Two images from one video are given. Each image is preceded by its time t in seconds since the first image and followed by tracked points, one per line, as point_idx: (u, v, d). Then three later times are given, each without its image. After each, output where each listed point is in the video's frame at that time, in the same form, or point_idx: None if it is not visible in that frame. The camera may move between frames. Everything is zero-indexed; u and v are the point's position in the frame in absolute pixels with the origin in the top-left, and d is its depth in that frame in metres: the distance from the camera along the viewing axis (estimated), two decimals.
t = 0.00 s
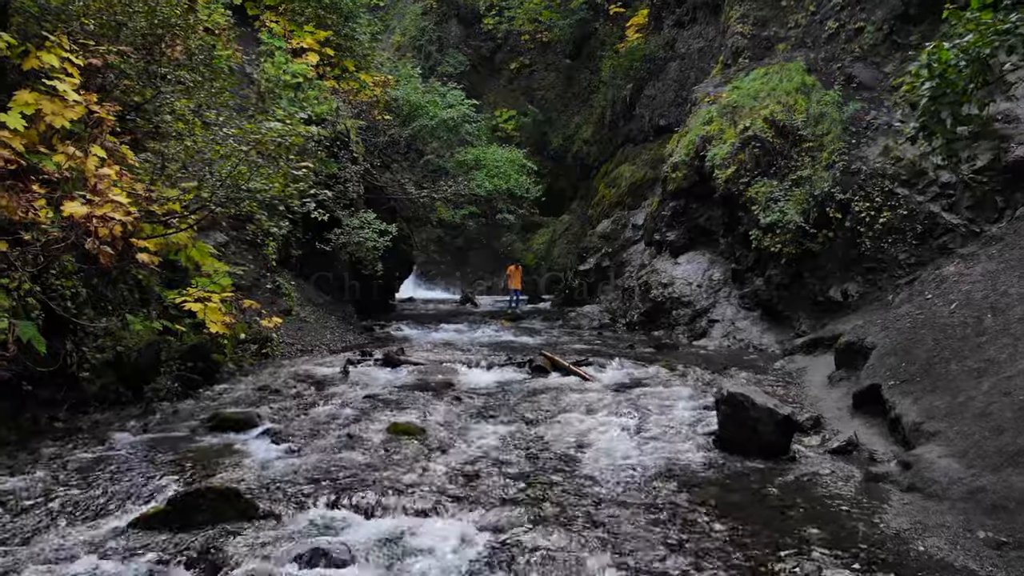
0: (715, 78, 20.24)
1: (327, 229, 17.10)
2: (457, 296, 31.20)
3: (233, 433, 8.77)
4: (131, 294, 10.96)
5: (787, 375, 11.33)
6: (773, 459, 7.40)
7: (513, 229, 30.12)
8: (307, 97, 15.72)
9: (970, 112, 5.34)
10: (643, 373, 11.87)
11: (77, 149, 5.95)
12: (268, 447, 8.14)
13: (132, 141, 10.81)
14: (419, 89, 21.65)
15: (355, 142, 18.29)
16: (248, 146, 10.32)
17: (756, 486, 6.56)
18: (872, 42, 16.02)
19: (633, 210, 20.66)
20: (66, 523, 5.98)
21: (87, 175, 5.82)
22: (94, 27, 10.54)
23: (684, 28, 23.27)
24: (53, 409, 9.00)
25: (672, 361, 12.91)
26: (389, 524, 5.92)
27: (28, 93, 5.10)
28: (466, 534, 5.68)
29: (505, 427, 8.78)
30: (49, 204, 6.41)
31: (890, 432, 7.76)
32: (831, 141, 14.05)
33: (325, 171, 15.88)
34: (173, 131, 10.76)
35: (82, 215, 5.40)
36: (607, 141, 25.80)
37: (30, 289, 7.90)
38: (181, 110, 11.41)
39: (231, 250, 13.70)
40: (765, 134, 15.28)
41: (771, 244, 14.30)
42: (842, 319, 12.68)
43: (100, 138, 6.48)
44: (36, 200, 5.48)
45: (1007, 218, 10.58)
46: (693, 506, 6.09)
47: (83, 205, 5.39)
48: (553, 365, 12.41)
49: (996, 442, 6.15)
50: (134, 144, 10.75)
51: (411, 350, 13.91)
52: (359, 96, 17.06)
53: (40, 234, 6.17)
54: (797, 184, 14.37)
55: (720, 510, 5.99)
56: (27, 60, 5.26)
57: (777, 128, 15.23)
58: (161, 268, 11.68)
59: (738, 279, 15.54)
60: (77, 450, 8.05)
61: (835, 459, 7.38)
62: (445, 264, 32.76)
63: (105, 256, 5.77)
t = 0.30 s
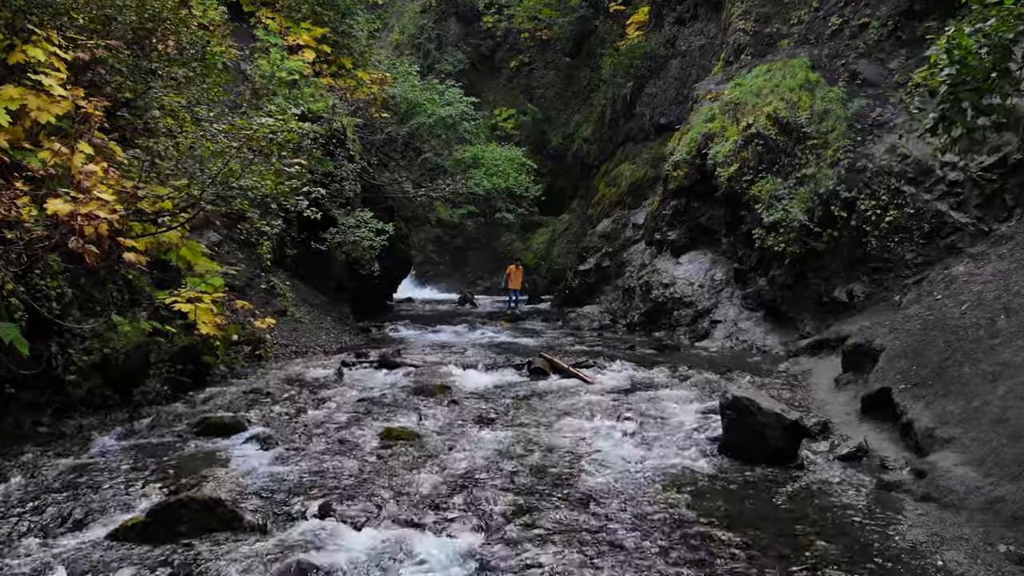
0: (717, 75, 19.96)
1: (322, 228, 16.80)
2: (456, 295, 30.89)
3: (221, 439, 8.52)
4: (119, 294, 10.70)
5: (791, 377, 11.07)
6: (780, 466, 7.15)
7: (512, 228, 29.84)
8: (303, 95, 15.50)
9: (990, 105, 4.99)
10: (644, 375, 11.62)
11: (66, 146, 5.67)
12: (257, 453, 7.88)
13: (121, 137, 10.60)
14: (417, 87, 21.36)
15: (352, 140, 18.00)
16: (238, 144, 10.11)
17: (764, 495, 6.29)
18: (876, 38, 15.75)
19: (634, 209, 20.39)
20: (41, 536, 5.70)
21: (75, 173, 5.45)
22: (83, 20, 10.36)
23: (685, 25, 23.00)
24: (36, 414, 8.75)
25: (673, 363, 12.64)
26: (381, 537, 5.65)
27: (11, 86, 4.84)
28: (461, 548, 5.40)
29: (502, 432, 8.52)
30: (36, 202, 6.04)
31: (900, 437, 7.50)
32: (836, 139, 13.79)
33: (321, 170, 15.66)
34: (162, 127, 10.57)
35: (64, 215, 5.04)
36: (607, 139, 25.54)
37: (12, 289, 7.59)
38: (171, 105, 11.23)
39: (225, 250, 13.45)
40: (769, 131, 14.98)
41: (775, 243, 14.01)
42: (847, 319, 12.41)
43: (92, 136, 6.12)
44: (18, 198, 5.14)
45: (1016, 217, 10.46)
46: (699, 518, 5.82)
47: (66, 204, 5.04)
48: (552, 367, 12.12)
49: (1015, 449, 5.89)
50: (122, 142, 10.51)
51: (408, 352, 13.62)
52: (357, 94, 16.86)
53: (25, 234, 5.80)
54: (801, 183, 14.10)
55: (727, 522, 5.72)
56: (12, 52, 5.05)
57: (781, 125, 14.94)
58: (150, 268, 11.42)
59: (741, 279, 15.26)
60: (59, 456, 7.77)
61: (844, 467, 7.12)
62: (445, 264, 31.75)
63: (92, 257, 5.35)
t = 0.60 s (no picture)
0: (719, 73, 19.66)
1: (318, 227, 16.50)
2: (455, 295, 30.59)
3: (210, 444, 8.25)
4: (109, 294, 10.41)
5: (797, 380, 10.79)
6: (790, 473, 6.88)
7: (512, 228, 29.55)
8: (300, 93, 15.21)
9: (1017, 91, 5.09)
10: (647, 378, 11.34)
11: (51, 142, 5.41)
12: (245, 459, 7.61)
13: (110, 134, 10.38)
14: (415, 85, 21.05)
15: (348, 138, 17.72)
16: (229, 141, 9.87)
17: (773, 505, 6.02)
18: (881, 34, 15.47)
19: (635, 208, 20.10)
20: (16, 549, 5.40)
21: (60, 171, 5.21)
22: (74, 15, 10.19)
23: (686, 22, 22.70)
24: (21, 417, 8.46)
25: (676, 364, 12.34)
26: (373, 550, 5.38)
27: None
28: (456, 562, 5.14)
29: (500, 438, 8.25)
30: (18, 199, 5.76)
31: (912, 443, 7.24)
32: (841, 136, 13.55)
33: (316, 168, 15.38)
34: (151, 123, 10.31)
35: (49, 214, 4.81)
36: (607, 138, 25.26)
37: None
38: (162, 101, 11.03)
39: (218, 249, 13.17)
40: (772, 129, 14.67)
41: (778, 243, 13.70)
42: (853, 320, 12.13)
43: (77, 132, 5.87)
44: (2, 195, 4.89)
45: None
46: (705, 530, 5.54)
47: (51, 202, 4.81)
48: (552, 369, 11.84)
49: None
50: (111, 138, 10.23)
51: (404, 354, 13.33)
52: (355, 92, 16.60)
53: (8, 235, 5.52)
54: (805, 180, 13.75)
55: (736, 534, 5.45)
56: None
57: (785, 122, 14.64)
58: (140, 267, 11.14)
59: (744, 279, 14.97)
60: (41, 463, 7.50)
61: (855, 474, 6.84)
62: (444, 264, 31.39)
63: (77, 255, 5.12)
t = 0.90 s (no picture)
0: (721, 69, 19.35)
1: (314, 226, 16.23)
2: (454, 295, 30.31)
3: (198, 448, 8.02)
4: (98, 294, 10.09)
5: (803, 381, 10.53)
6: (800, 479, 6.65)
7: (511, 227, 29.27)
8: (296, 90, 14.96)
9: None
10: (648, 379, 11.08)
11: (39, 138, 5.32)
12: (234, 465, 7.35)
13: (99, 129, 10.12)
14: (413, 81, 20.71)
15: (345, 135, 17.44)
16: (221, 136, 9.65)
17: (781, 514, 5.79)
18: (887, 29, 15.19)
19: (635, 207, 19.82)
20: None
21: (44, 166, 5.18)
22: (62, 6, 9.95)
23: (687, 19, 22.36)
24: (3, 421, 8.08)
25: (678, 366, 12.06)
26: (365, 565, 5.13)
27: None
28: None
29: (498, 443, 7.99)
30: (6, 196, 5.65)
31: (926, 448, 6.99)
32: (846, 132, 13.32)
33: (310, 165, 15.14)
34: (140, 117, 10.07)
35: (33, 211, 4.83)
36: (606, 136, 24.98)
37: None
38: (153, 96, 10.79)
39: (212, 248, 12.91)
40: (776, 125, 14.38)
41: (783, 241, 13.40)
42: (859, 320, 11.85)
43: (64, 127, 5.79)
44: None
45: None
46: (711, 543, 5.30)
47: (35, 199, 4.82)
48: (552, 370, 11.59)
49: None
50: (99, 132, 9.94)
51: (400, 354, 13.05)
52: (353, 89, 16.36)
53: None
54: (810, 177, 13.46)
55: (741, 546, 5.22)
56: None
57: (789, 118, 14.36)
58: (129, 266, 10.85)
59: (747, 278, 14.68)
60: (21, 468, 7.25)
61: (868, 482, 6.57)
62: (443, 263, 31.64)
63: (61, 252, 5.11)
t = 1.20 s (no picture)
0: (723, 67, 18.99)
1: (310, 225, 15.92)
2: (453, 296, 29.99)
3: (183, 455, 7.81)
4: (85, 295, 9.80)
5: (810, 385, 10.24)
6: (811, 490, 6.51)
7: (511, 228, 28.99)
8: (292, 88, 14.69)
9: None
10: (652, 383, 10.79)
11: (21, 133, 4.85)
12: (221, 476, 7.09)
13: (86, 125, 9.83)
14: (411, 81, 20.34)
15: (341, 134, 17.08)
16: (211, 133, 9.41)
17: (795, 529, 5.52)
18: (893, 25, 14.91)
19: (636, 207, 19.50)
20: None
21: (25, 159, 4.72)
22: None
23: (689, 17, 21.96)
24: None
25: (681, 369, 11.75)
26: None
27: None
28: None
29: (497, 452, 7.70)
30: None
31: (942, 456, 6.76)
32: (853, 130, 12.95)
33: (305, 164, 14.88)
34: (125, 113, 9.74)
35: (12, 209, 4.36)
36: (607, 136, 24.69)
37: None
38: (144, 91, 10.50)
39: (205, 248, 12.62)
40: (780, 123, 14.04)
41: (788, 241, 13.06)
42: (867, 322, 11.57)
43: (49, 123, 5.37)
44: None
45: None
46: (721, 560, 5.02)
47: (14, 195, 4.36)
48: (552, 374, 11.32)
49: None
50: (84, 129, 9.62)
51: (396, 357, 12.76)
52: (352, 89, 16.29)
53: None
54: (815, 176, 13.09)
55: (754, 564, 4.94)
56: None
57: (793, 116, 13.99)
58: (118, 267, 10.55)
59: (751, 279, 14.36)
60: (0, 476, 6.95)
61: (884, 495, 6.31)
62: (441, 264, 31.30)
63: (43, 253, 4.67)
